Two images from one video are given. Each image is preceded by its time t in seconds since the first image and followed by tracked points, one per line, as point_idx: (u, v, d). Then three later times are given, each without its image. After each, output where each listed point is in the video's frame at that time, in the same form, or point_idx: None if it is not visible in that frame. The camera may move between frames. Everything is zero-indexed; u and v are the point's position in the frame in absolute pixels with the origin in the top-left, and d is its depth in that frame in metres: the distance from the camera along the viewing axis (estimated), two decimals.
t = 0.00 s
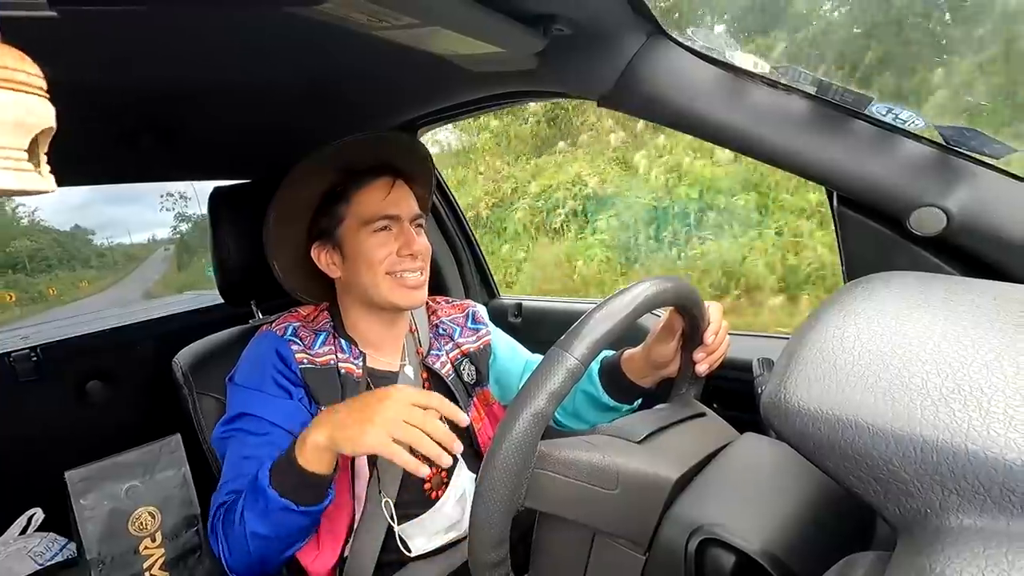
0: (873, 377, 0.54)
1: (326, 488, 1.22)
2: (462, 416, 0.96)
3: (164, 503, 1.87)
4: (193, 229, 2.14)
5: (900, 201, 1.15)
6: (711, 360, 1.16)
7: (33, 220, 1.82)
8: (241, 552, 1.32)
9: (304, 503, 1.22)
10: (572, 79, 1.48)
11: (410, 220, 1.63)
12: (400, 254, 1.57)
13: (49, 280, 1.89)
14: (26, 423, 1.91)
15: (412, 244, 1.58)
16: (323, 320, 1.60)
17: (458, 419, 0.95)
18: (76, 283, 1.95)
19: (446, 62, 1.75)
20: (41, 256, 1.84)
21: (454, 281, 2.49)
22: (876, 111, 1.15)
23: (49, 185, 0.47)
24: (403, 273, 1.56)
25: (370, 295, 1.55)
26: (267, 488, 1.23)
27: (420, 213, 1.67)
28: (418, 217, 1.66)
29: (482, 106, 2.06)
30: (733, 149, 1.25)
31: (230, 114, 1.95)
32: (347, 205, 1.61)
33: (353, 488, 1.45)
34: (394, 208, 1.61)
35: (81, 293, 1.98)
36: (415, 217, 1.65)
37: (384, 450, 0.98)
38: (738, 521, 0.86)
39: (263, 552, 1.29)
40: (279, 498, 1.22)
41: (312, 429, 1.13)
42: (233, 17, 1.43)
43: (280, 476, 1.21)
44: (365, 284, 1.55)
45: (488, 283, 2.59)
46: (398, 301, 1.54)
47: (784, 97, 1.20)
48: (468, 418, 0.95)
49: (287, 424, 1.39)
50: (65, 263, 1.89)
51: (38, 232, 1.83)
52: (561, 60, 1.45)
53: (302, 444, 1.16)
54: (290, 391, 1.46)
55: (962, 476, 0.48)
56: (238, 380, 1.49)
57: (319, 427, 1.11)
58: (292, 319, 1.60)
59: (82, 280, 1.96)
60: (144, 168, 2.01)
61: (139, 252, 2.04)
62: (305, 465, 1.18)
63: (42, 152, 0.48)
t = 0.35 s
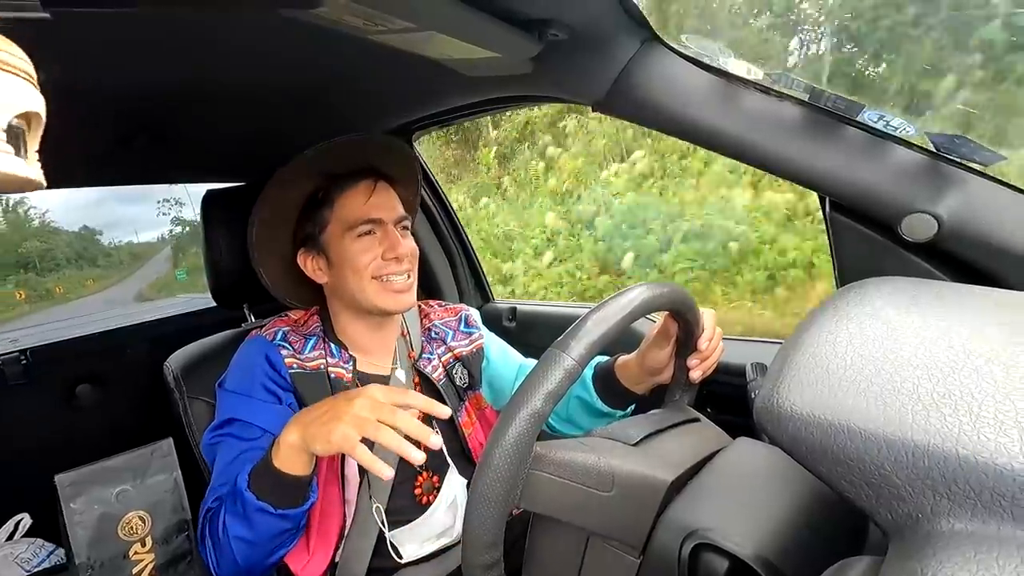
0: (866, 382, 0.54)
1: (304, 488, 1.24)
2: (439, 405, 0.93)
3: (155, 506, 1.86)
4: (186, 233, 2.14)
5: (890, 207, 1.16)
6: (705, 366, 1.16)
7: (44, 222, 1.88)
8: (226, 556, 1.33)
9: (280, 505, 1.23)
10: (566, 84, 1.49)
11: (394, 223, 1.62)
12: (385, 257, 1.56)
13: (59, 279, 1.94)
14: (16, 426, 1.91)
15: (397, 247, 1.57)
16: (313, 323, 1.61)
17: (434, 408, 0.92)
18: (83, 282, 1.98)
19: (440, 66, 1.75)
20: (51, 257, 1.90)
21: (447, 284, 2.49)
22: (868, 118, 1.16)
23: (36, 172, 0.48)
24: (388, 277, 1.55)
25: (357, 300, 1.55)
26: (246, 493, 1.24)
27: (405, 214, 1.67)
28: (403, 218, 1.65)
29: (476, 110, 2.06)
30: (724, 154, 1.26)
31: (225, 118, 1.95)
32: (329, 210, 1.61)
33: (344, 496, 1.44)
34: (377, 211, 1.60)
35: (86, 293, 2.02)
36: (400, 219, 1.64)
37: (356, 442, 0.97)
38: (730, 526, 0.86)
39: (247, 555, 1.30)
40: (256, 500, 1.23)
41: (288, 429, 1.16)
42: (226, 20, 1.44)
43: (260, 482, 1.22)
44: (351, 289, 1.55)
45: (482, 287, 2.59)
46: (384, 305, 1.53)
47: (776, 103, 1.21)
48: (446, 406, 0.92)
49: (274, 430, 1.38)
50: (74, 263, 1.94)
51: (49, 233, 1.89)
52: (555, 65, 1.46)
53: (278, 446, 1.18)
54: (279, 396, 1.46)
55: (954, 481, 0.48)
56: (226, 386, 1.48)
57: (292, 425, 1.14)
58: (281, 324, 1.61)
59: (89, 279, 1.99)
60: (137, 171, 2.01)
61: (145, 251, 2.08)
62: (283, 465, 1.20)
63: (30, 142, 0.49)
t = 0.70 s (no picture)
0: (858, 382, 0.55)
1: (297, 488, 1.24)
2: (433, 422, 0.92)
3: (145, 510, 1.86)
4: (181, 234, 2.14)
5: (881, 208, 1.17)
6: (700, 366, 1.16)
7: (55, 223, 1.88)
8: (219, 557, 1.33)
9: (271, 504, 1.23)
10: (560, 85, 1.49)
11: (384, 223, 1.63)
12: (376, 258, 1.57)
13: (67, 279, 1.94)
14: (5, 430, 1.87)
15: (388, 247, 1.58)
16: (307, 324, 1.61)
17: (427, 425, 0.92)
18: (89, 281, 1.99)
19: (435, 67, 1.75)
20: (61, 257, 1.90)
21: (442, 285, 2.49)
22: (859, 119, 1.16)
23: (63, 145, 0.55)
24: (379, 277, 1.55)
25: (349, 300, 1.55)
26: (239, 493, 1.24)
27: (394, 215, 1.67)
28: (392, 219, 1.66)
29: (470, 110, 2.07)
30: (717, 154, 1.26)
31: (219, 119, 1.94)
32: (318, 213, 1.62)
33: (338, 495, 1.44)
34: (365, 212, 1.61)
35: (91, 292, 2.01)
36: (388, 220, 1.65)
37: (345, 452, 0.98)
38: (724, 526, 0.86)
39: (240, 556, 1.30)
40: (248, 501, 1.23)
41: (281, 428, 1.16)
42: (221, 20, 1.43)
43: (253, 482, 1.22)
44: (342, 291, 1.55)
45: (476, 289, 2.58)
46: (376, 304, 1.53)
47: (770, 105, 1.21)
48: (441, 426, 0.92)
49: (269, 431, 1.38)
50: (82, 264, 1.95)
51: (59, 234, 1.89)
52: (550, 66, 1.47)
53: (270, 445, 1.18)
54: (274, 397, 1.45)
55: (945, 479, 0.48)
56: (221, 387, 1.48)
57: (286, 424, 1.13)
58: (275, 325, 1.60)
59: (95, 279, 2.00)
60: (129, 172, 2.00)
61: (151, 251, 2.09)
62: (275, 466, 1.20)
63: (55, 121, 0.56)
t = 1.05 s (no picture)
0: (848, 376, 0.55)
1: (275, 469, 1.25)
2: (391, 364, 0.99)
3: (138, 510, 1.85)
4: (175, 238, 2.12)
5: (871, 202, 1.18)
6: (693, 360, 1.17)
7: (65, 224, 1.91)
8: (208, 553, 1.32)
9: (248, 487, 1.24)
10: (552, 81, 1.49)
11: (379, 215, 1.62)
12: (371, 249, 1.55)
13: (75, 278, 1.96)
14: None
15: (383, 239, 1.56)
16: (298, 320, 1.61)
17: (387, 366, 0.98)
18: (95, 280, 2.00)
19: (427, 61, 1.75)
20: (70, 257, 1.92)
21: (436, 280, 2.49)
22: (850, 114, 1.16)
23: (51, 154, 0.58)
24: (375, 268, 1.54)
25: (343, 292, 1.54)
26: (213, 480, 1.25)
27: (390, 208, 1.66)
28: (388, 211, 1.65)
29: (462, 105, 2.07)
30: (709, 149, 1.26)
31: (210, 114, 1.94)
32: (312, 205, 1.61)
33: (328, 493, 1.44)
34: (361, 204, 1.60)
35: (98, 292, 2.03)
36: (385, 212, 1.63)
37: (304, 400, 1.02)
38: (718, 518, 0.87)
39: (226, 549, 1.30)
40: (227, 487, 1.24)
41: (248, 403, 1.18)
42: (211, 14, 1.43)
43: (233, 469, 1.23)
44: (337, 282, 1.54)
45: (470, 284, 2.59)
46: (371, 296, 1.52)
47: (761, 100, 1.22)
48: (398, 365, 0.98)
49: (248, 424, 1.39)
50: (90, 264, 1.97)
51: (69, 235, 1.91)
52: (542, 61, 1.47)
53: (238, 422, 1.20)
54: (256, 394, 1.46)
55: (934, 470, 0.49)
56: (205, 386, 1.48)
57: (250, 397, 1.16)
58: (262, 323, 1.60)
59: (101, 278, 2.01)
60: (118, 168, 1.98)
61: (157, 251, 2.09)
62: (246, 442, 1.20)
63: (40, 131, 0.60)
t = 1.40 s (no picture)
0: (838, 373, 0.56)
1: (279, 474, 1.25)
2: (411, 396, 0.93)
3: (127, 508, 1.85)
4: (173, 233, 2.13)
5: (862, 202, 1.18)
6: (685, 357, 1.17)
7: (75, 225, 1.92)
8: (202, 552, 1.32)
9: (249, 493, 1.24)
10: (546, 79, 1.49)
11: (371, 212, 1.62)
12: (362, 246, 1.56)
13: (82, 278, 1.99)
14: None
15: (375, 236, 1.57)
16: (291, 318, 1.61)
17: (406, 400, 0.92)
18: (102, 279, 2.03)
19: (421, 58, 1.75)
20: (80, 258, 1.95)
21: (429, 278, 2.49)
22: (842, 114, 1.17)
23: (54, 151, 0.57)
24: (366, 266, 1.55)
25: (335, 289, 1.55)
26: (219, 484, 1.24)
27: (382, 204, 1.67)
28: (379, 207, 1.65)
29: (455, 103, 2.06)
30: (702, 147, 1.27)
31: (203, 110, 1.93)
32: (303, 203, 1.61)
33: (323, 488, 1.44)
34: (352, 200, 1.60)
35: (105, 289, 2.06)
36: (376, 208, 1.64)
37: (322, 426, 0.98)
38: (710, 516, 0.87)
39: (224, 551, 1.30)
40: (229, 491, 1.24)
41: (258, 411, 1.17)
42: (204, 8, 1.42)
43: (234, 473, 1.23)
44: (329, 279, 1.55)
45: (463, 282, 2.58)
46: (362, 293, 1.52)
47: (754, 99, 1.22)
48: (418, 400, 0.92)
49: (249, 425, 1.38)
50: (98, 264, 2.00)
51: (78, 236, 1.93)
52: (537, 59, 1.47)
53: (247, 430, 1.19)
54: (254, 391, 1.45)
55: (922, 467, 0.49)
56: (201, 381, 1.47)
57: (263, 406, 1.14)
58: (258, 319, 1.59)
59: (107, 277, 2.04)
60: (111, 164, 1.97)
61: (162, 251, 2.10)
62: (250, 450, 1.21)
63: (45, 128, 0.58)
